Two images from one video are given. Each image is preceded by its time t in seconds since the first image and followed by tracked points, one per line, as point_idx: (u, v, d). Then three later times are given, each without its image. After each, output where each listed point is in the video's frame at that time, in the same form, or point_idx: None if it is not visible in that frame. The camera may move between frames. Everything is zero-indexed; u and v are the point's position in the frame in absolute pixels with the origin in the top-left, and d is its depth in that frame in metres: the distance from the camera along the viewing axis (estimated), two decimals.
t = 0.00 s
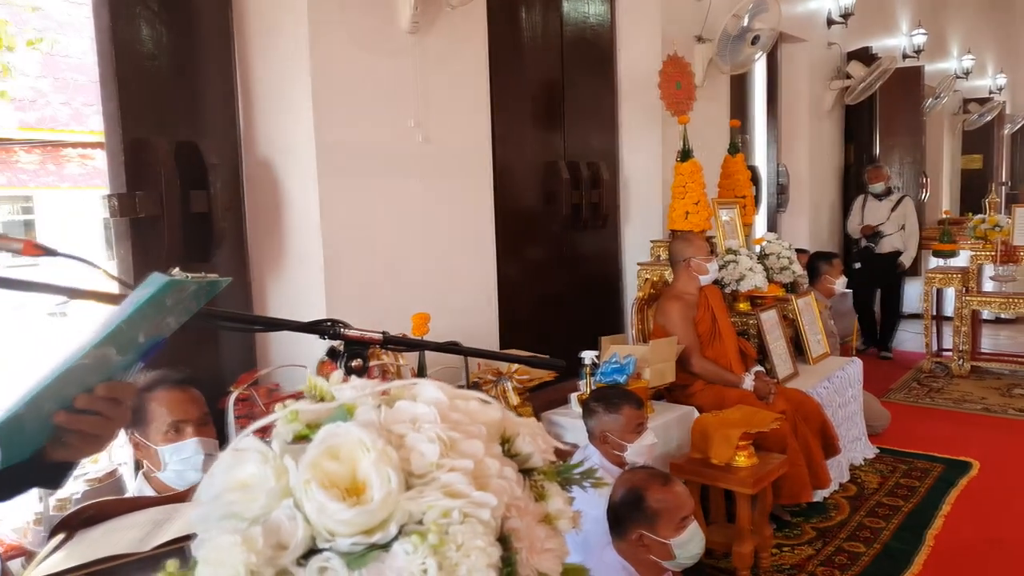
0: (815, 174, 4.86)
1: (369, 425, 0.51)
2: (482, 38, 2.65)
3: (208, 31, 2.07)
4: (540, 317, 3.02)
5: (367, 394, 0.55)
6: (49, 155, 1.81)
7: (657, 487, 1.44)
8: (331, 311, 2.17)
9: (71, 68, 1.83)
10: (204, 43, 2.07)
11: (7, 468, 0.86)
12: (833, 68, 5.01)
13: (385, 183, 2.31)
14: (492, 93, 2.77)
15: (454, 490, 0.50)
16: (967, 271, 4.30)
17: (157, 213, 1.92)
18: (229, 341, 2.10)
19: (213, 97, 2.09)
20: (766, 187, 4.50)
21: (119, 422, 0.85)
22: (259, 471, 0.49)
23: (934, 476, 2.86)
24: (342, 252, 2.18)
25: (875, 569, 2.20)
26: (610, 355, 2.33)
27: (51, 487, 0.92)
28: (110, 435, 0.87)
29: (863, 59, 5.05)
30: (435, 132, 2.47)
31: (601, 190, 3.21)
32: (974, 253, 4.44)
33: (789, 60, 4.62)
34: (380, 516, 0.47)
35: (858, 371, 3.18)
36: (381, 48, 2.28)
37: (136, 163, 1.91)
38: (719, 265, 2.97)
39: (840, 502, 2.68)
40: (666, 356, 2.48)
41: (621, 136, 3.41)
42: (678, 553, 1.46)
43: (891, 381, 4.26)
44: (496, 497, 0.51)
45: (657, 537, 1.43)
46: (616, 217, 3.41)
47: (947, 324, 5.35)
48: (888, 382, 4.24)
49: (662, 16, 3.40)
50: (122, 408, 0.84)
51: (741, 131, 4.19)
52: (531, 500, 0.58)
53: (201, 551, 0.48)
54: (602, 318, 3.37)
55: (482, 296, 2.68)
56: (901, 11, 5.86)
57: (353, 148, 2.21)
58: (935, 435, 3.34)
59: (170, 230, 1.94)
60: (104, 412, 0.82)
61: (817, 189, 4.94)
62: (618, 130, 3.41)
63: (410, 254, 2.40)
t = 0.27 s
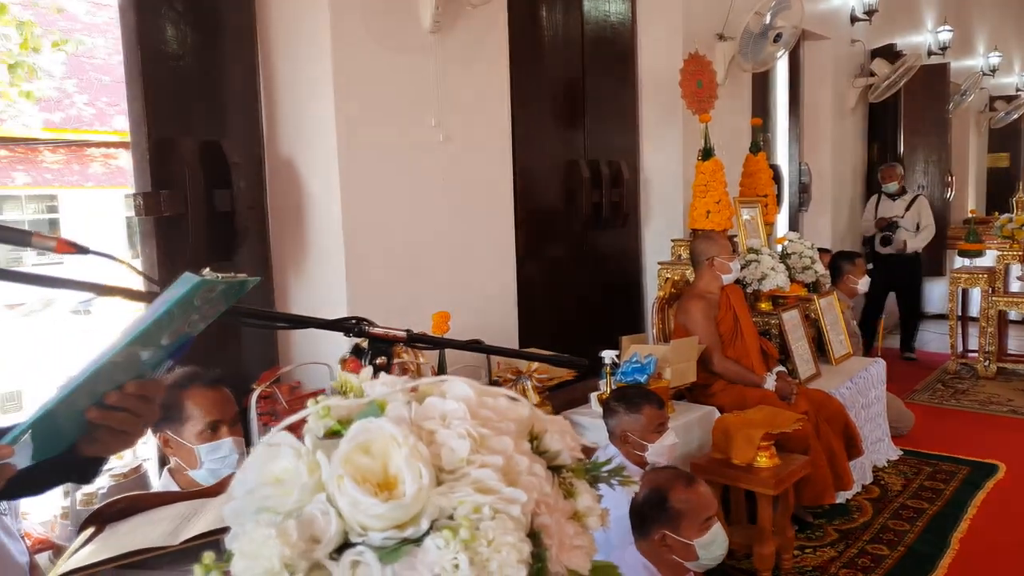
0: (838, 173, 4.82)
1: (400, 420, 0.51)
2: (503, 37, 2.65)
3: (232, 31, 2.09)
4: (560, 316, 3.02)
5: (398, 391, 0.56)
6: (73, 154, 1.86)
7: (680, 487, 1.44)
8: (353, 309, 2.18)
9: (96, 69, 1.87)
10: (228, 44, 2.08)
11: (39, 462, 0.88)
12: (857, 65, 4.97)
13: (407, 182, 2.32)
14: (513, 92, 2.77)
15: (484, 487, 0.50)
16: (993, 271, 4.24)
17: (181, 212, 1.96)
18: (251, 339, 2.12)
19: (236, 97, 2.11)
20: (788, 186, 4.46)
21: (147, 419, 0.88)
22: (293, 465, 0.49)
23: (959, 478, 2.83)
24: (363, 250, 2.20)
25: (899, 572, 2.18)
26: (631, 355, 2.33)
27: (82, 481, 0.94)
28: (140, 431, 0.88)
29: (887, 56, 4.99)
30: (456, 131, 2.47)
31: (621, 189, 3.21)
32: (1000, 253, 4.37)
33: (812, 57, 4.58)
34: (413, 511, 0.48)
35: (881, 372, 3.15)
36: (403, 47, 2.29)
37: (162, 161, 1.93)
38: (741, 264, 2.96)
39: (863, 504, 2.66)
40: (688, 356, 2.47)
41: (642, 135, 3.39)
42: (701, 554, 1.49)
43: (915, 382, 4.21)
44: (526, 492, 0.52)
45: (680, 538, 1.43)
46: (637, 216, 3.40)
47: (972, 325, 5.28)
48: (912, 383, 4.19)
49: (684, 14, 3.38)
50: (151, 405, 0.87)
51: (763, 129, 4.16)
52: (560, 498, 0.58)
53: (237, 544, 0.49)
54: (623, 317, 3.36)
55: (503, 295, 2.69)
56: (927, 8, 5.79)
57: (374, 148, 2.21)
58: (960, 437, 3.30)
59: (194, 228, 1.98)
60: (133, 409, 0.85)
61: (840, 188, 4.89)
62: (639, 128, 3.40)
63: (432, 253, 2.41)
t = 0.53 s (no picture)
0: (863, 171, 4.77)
1: (431, 416, 0.52)
2: (525, 36, 2.65)
3: (257, 32, 2.11)
4: (581, 315, 3.02)
5: (428, 387, 0.56)
6: (100, 154, 1.90)
7: (705, 488, 1.46)
8: (377, 307, 2.19)
9: (121, 69, 1.92)
10: (253, 44, 2.10)
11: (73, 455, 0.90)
12: (882, 63, 4.91)
13: (430, 181, 2.32)
14: (535, 91, 2.77)
15: (516, 483, 0.50)
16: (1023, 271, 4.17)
17: (206, 211, 2.01)
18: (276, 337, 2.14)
19: (261, 96, 2.13)
20: (812, 185, 4.42)
21: (178, 412, 0.88)
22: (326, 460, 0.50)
23: (987, 482, 2.78)
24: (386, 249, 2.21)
25: None
26: (654, 355, 2.31)
27: (116, 474, 0.96)
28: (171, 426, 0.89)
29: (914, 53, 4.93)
30: (478, 130, 2.48)
31: (644, 188, 3.19)
32: None
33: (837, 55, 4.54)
34: (445, 506, 0.48)
35: (908, 372, 3.11)
36: (426, 45, 2.29)
37: (187, 162, 1.97)
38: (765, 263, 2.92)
39: (889, 506, 2.63)
40: (710, 356, 2.46)
41: (664, 133, 3.38)
42: (725, 555, 1.49)
43: (942, 383, 4.15)
44: (556, 489, 0.52)
45: (705, 538, 1.43)
46: (659, 214, 3.38)
47: (1001, 326, 5.19)
48: (939, 384, 4.14)
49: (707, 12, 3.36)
50: (181, 399, 0.87)
51: (786, 127, 4.13)
52: (590, 495, 0.58)
53: (273, 536, 0.50)
54: (645, 316, 3.35)
55: (525, 294, 2.69)
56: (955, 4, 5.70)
57: (396, 146, 2.22)
58: (989, 440, 3.25)
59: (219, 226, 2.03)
60: (163, 403, 0.85)
61: (865, 186, 4.84)
62: (662, 127, 3.38)
63: (454, 251, 2.42)
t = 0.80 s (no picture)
0: (887, 170, 4.72)
1: (458, 411, 0.52)
2: (546, 34, 2.65)
3: (279, 31, 2.13)
4: (601, 314, 3.01)
5: (454, 382, 0.56)
6: (123, 153, 1.97)
7: (727, 488, 1.44)
8: (397, 305, 2.20)
9: (144, 69, 1.98)
10: (276, 44, 2.12)
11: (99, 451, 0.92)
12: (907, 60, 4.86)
13: (450, 179, 2.33)
14: (555, 89, 2.77)
15: (542, 478, 0.51)
16: None
17: (229, 209, 2.03)
18: (297, 334, 2.15)
19: (284, 95, 2.14)
20: (835, 183, 4.38)
21: (204, 409, 0.89)
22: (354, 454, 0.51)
23: (1014, 485, 2.74)
24: (407, 247, 2.22)
25: None
26: (675, 355, 2.30)
27: (143, 470, 0.97)
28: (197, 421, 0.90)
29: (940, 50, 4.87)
30: (498, 128, 2.48)
31: (665, 186, 3.18)
32: None
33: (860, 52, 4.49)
34: (471, 500, 0.49)
35: (932, 373, 3.07)
36: (447, 44, 2.30)
37: (210, 161, 2.01)
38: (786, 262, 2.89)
39: (913, 509, 2.60)
40: (732, 355, 2.44)
41: (685, 131, 3.36)
42: (747, 555, 1.50)
43: (968, 385, 4.10)
44: (582, 485, 0.52)
45: (725, 538, 1.42)
46: (680, 213, 3.37)
47: None
48: (964, 386, 4.08)
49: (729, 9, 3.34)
50: (206, 396, 0.88)
51: (809, 126, 4.09)
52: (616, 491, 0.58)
53: (301, 528, 0.50)
54: (665, 316, 3.34)
55: (545, 293, 2.69)
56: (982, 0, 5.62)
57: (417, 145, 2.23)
58: (1016, 442, 3.20)
59: (242, 225, 2.05)
60: (189, 401, 0.86)
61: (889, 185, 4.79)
62: (683, 125, 3.37)
63: (474, 250, 2.42)
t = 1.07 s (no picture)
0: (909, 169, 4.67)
1: (480, 409, 0.53)
2: (564, 32, 2.64)
3: (299, 30, 2.14)
4: (619, 313, 3.00)
5: (476, 380, 0.57)
6: (142, 152, 2.02)
7: (747, 488, 1.43)
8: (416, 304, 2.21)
9: (163, 69, 2.02)
10: (295, 43, 2.13)
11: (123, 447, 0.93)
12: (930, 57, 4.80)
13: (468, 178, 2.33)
14: (574, 88, 2.76)
15: (565, 475, 0.51)
16: None
17: (249, 208, 2.06)
18: (316, 333, 2.16)
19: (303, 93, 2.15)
20: (856, 182, 4.34)
21: (226, 405, 0.91)
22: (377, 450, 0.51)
23: None
24: (425, 246, 2.22)
25: None
26: (694, 354, 2.28)
27: (166, 465, 0.98)
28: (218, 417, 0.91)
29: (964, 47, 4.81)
30: (516, 127, 2.48)
31: (684, 185, 3.17)
32: None
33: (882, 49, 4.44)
34: (494, 497, 0.49)
35: (955, 374, 3.04)
36: (464, 43, 2.30)
37: (230, 160, 2.03)
38: (806, 262, 2.87)
39: (935, 511, 2.57)
40: (751, 356, 2.43)
41: (704, 129, 3.34)
42: (765, 556, 1.48)
43: (992, 386, 4.04)
44: (605, 482, 0.52)
45: (744, 539, 1.41)
46: (699, 212, 3.35)
47: None
48: (988, 388, 4.02)
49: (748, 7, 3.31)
50: (228, 392, 0.89)
51: (830, 124, 4.05)
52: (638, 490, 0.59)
53: (325, 523, 0.51)
54: (684, 315, 3.32)
55: (562, 292, 2.68)
56: None
57: (435, 143, 2.23)
58: None
59: (261, 223, 2.08)
60: (212, 396, 0.88)
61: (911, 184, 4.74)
62: (701, 124, 3.35)
63: (492, 249, 2.42)
